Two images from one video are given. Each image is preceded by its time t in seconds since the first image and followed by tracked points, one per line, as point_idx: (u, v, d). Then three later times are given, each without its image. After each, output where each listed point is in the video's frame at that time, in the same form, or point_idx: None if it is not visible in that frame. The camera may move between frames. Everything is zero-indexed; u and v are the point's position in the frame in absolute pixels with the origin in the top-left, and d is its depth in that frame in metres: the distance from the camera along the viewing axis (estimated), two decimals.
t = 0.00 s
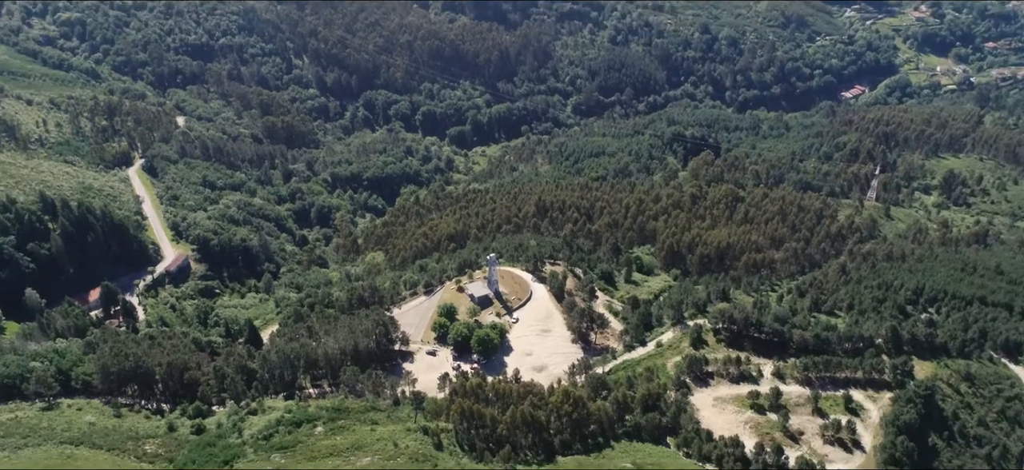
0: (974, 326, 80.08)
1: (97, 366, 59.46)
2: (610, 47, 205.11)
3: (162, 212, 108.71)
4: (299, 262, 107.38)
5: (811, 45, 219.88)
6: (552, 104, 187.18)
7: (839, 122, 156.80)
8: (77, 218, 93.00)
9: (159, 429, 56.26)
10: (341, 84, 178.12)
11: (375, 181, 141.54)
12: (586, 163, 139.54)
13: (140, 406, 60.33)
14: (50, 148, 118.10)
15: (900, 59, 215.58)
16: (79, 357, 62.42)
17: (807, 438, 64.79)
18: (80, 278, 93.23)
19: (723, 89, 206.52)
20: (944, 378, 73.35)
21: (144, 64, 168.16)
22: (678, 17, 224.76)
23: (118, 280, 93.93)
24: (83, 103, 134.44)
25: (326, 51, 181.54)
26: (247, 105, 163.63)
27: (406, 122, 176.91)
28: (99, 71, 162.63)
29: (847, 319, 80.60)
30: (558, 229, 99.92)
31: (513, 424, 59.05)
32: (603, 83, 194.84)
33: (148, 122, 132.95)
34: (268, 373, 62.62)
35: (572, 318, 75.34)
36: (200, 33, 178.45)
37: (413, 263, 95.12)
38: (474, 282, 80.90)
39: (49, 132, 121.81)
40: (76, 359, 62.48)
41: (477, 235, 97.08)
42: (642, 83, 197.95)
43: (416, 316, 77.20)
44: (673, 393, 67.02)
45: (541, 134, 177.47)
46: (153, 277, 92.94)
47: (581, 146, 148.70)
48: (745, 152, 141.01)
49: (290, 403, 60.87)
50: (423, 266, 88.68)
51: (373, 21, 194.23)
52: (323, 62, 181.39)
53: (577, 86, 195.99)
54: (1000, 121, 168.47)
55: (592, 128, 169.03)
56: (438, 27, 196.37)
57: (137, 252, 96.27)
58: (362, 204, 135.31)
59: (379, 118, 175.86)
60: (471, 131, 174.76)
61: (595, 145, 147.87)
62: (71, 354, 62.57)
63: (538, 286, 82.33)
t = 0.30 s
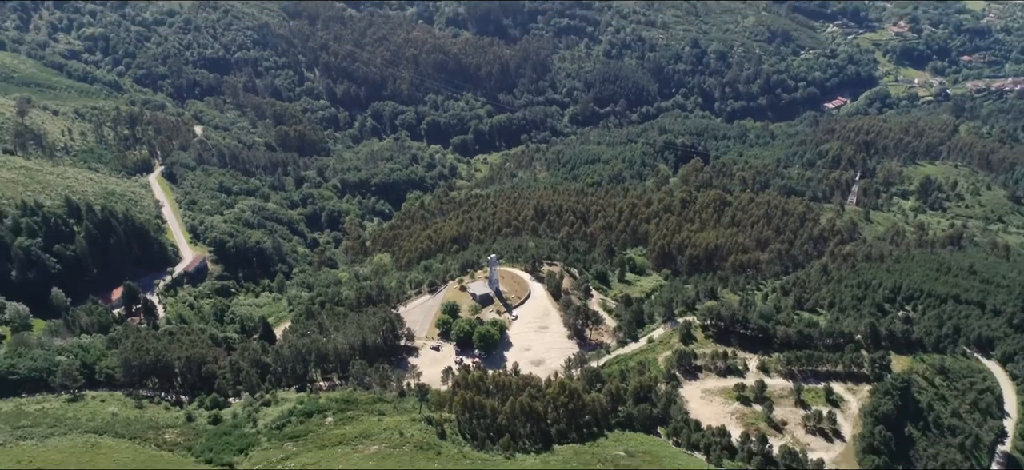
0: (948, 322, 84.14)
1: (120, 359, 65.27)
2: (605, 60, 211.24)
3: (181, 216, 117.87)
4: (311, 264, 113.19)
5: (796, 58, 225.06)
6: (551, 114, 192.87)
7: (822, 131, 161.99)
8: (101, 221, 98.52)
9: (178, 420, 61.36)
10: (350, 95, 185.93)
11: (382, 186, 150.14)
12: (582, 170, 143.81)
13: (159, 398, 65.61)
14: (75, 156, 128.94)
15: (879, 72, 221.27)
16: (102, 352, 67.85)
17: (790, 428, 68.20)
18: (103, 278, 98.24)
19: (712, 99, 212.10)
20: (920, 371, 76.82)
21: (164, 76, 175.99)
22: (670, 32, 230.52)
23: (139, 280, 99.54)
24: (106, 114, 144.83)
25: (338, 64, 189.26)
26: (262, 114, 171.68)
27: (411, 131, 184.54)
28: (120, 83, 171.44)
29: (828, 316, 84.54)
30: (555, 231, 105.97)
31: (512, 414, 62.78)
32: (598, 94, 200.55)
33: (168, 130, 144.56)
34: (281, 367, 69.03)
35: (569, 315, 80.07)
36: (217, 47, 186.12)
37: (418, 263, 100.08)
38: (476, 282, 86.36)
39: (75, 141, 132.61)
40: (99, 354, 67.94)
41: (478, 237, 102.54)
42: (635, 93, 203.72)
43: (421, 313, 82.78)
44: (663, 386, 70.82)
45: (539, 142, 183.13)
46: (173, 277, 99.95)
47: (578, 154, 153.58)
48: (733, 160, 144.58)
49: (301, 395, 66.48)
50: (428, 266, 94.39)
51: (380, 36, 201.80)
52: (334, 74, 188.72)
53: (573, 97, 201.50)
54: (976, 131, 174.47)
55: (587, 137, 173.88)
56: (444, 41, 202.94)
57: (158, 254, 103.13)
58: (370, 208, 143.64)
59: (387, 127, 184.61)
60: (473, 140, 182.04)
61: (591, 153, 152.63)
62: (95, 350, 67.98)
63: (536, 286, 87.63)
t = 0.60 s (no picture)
0: (933, 322, 86.59)
1: (133, 358, 69.70)
2: (602, 71, 214.64)
3: (191, 221, 121.90)
4: (318, 266, 118.08)
5: (786, 69, 228.82)
6: (549, 123, 196.13)
7: (812, 139, 165.11)
8: (114, 225, 102.36)
9: (189, 416, 65.37)
10: (355, 104, 189.11)
11: (386, 192, 153.14)
12: (579, 176, 146.26)
13: (169, 395, 69.76)
14: (89, 164, 134.03)
15: (867, 82, 224.91)
16: (116, 351, 72.94)
17: (780, 424, 70.30)
18: (116, 281, 102.46)
19: (705, 109, 216.34)
20: (906, 369, 79.00)
21: (175, 86, 179.74)
22: (664, 43, 234.12)
23: (151, 282, 103.85)
24: (119, 123, 150.68)
25: (344, 74, 192.18)
26: (270, 123, 174.76)
27: (415, 139, 186.98)
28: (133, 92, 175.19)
29: (817, 316, 86.88)
30: (554, 235, 109.24)
31: (512, 411, 64.86)
32: (596, 104, 202.82)
33: (180, 138, 148.51)
34: (289, 366, 72.82)
35: (566, 316, 83.67)
36: (227, 58, 189.02)
37: (420, 265, 104.57)
38: (476, 284, 89.68)
39: (89, 149, 137.84)
40: (113, 353, 72.86)
41: (479, 241, 106.39)
42: (631, 102, 206.25)
43: (423, 314, 86.45)
44: (657, 384, 73.00)
45: (538, 150, 186.67)
46: (184, 279, 103.56)
47: (575, 161, 156.03)
48: (726, 166, 147.48)
49: (308, 392, 70.10)
50: (430, 268, 97.54)
51: (385, 47, 204.40)
52: (340, 84, 192.03)
53: (571, 107, 203.87)
54: (961, 139, 178.17)
55: (585, 145, 176.40)
56: (445, 52, 206.16)
57: (170, 257, 107.03)
58: (375, 213, 146.61)
59: (390, 135, 186.72)
60: (474, 147, 185.07)
61: (587, 161, 155.19)
62: (109, 349, 73.07)
63: (535, 287, 90.95)
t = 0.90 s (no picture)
0: (923, 326, 88.20)
1: (142, 361, 73.49)
2: (600, 81, 216.93)
3: (198, 226, 123.61)
4: (322, 272, 119.72)
5: (781, 78, 231.30)
6: (549, 132, 198.11)
7: (806, 147, 167.39)
8: (123, 230, 104.63)
9: (195, 416, 68.79)
10: (358, 113, 190.19)
11: (388, 199, 154.63)
12: (579, 183, 148.03)
13: (175, 396, 73.48)
14: (98, 171, 136.14)
15: (860, 92, 227.81)
16: (124, 353, 76.95)
17: (774, 424, 71.67)
18: (125, 285, 104.75)
19: (702, 118, 218.71)
20: (897, 371, 80.37)
21: (183, 95, 181.95)
22: (662, 54, 236.66)
23: (158, 286, 106.55)
24: (128, 131, 154.09)
25: (348, 84, 192.72)
26: (275, 132, 176.73)
27: (416, 148, 188.62)
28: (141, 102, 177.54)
29: (810, 319, 88.40)
30: (553, 240, 111.12)
31: (511, 411, 66.18)
32: (594, 113, 205.11)
33: (186, 146, 151.34)
34: (293, 367, 76.22)
35: (565, 319, 85.50)
36: (233, 68, 190.47)
37: (422, 270, 106.16)
38: (477, 288, 91.84)
39: (97, 157, 140.24)
40: (121, 355, 76.94)
41: (479, 247, 108.17)
42: (629, 111, 208.24)
43: (425, 317, 88.63)
44: (654, 384, 74.44)
45: (537, 158, 188.46)
46: (191, 284, 106.31)
47: (574, 169, 157.79)
48: (722, 174, 149.67)
49: (312, 393, 73.19)
50: (431, 273, 99.70)
51: (387, 57, 206.02)
52: (344, 93, 192.62)
53: (570, 116, 206.10)
54: (952, 147, 180.58)
55: (583, 153, 178.14)
56: (446, 62, 208.27)
57: (176, 261, 109.54)
58: (377, 220, 148.13)
59: (393, 143, 188.73)
60: (475, 155, 187.01)
61: (586, 168, 157.14)
62: (117, 352, 77.13)
63: (534, 291, 93.08)
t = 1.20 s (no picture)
0: (918, 329, 89.18)
1: (146, 363, 74.83)
2: (599, 89, 218.73)
3: (201, 232, 125.46)
4: (324, 277, 120.84)
5: (777, 86, 233.03)
6: (548, 139, 199.37)
7: (802, 154, 168.96)
8: (127, 235, 106.15)
9: (199, 418, 69.75)
10: (360, 121, 191.26)
11: (390, 205, 155.73)
12: (578, 189, 149.31)
13: (179, 398, 74.68)
14: (103, 177, 138.49)
15: (856, 99, 229.54)
16: (129, 356, 78.46)
17: (770, 426, 72.61)
18: (129, 289, 106.18)
19: (699, 125, 220.34)
20: (892, 373, 81.20)
21: (187, 103, 183.55)
22: (660, 62, 238.36)
23: (163, 290, 107.94)
24: (133, 138, 155.78)
25: (350, 92, 193.76)
26: (278, 139, 177.71)
27: (417, 155, 189.92)
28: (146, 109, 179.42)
29: (806, 323, 89.45)
30: (552, 245, 112.49)
31: (511, 411, 67.00)
32: (593, 120, 206.61)
33: (191, 153, 153.44)
34: (296, 369, 77.32)
35: (564, 322, 86.83)
36: (237, 76, 192.02)
37: (423, 274, 107.30)
38: (477, 292, 93.22)
39: (103, 164, 142.37)
40: (126, 358, 78.41)
41: (480, 251, 109.44)
42: (628, 119, 209.85)
43: (426, 320, 89.99)
44: (652, 387, 75.41)
45: (537, 165, 189.69)
46: (194, 288, 107.68)
47: (573, 175, 159.12)
48: (719, 180, 151.13)
49: (315, 395, 74.13)
50: (432, 277, 100.98)
51: (388, 66, 207.46)
52: (346, 101, 193.78)
53: (569, 123, 207.59)
54: (946, 154, 182.41)
55: (582, 160, 179.56)
56: (447, 70, 209.77)
57: (180, 266, 111.08)
58: (379, 225, 149.28)
59: (394, 150, 190.05)
60: (475, 163, 188.26)
61: (585, 174, 158.56)
62: (122, 354, 78.58)
63: (534, 295, 94.44)
